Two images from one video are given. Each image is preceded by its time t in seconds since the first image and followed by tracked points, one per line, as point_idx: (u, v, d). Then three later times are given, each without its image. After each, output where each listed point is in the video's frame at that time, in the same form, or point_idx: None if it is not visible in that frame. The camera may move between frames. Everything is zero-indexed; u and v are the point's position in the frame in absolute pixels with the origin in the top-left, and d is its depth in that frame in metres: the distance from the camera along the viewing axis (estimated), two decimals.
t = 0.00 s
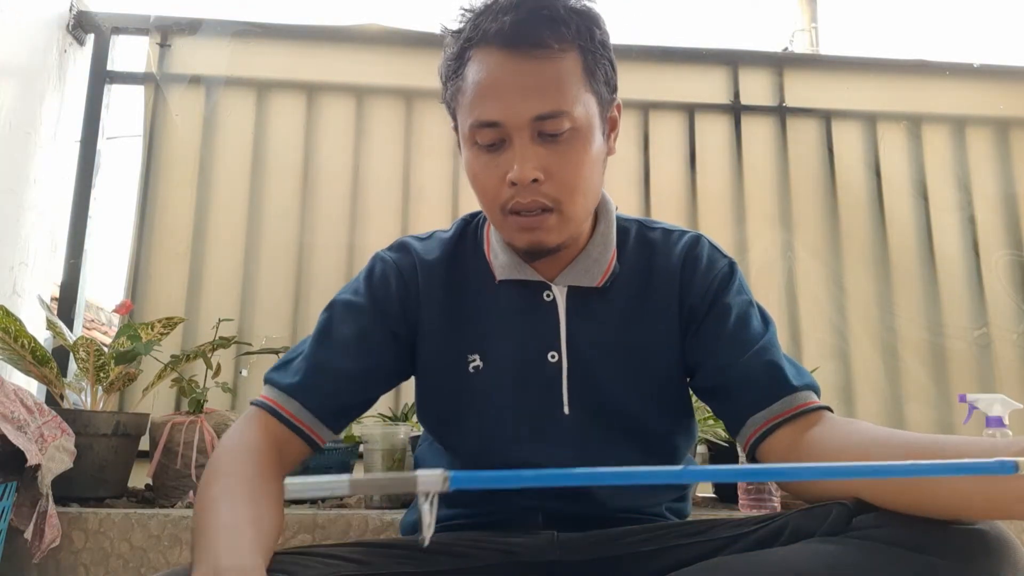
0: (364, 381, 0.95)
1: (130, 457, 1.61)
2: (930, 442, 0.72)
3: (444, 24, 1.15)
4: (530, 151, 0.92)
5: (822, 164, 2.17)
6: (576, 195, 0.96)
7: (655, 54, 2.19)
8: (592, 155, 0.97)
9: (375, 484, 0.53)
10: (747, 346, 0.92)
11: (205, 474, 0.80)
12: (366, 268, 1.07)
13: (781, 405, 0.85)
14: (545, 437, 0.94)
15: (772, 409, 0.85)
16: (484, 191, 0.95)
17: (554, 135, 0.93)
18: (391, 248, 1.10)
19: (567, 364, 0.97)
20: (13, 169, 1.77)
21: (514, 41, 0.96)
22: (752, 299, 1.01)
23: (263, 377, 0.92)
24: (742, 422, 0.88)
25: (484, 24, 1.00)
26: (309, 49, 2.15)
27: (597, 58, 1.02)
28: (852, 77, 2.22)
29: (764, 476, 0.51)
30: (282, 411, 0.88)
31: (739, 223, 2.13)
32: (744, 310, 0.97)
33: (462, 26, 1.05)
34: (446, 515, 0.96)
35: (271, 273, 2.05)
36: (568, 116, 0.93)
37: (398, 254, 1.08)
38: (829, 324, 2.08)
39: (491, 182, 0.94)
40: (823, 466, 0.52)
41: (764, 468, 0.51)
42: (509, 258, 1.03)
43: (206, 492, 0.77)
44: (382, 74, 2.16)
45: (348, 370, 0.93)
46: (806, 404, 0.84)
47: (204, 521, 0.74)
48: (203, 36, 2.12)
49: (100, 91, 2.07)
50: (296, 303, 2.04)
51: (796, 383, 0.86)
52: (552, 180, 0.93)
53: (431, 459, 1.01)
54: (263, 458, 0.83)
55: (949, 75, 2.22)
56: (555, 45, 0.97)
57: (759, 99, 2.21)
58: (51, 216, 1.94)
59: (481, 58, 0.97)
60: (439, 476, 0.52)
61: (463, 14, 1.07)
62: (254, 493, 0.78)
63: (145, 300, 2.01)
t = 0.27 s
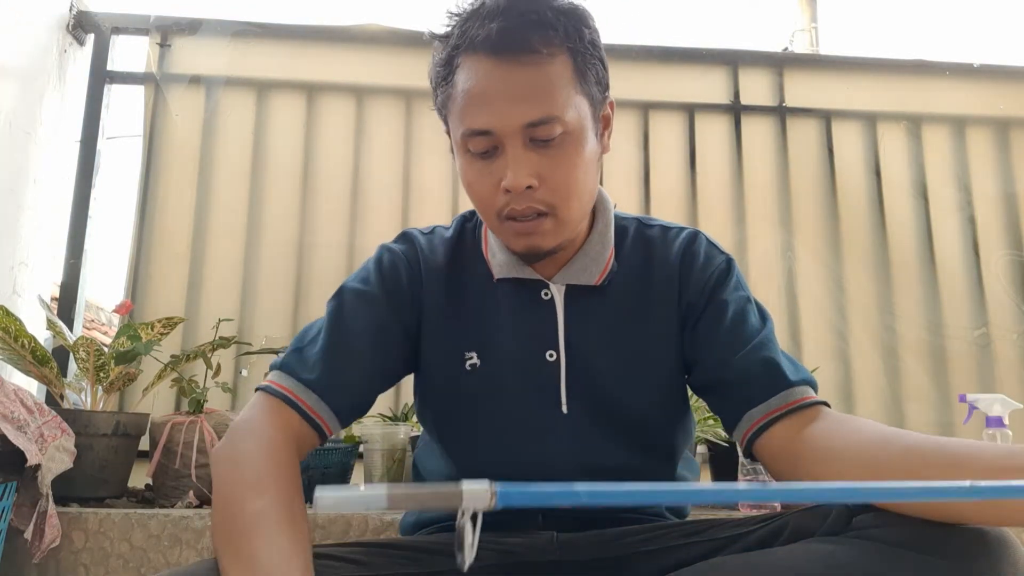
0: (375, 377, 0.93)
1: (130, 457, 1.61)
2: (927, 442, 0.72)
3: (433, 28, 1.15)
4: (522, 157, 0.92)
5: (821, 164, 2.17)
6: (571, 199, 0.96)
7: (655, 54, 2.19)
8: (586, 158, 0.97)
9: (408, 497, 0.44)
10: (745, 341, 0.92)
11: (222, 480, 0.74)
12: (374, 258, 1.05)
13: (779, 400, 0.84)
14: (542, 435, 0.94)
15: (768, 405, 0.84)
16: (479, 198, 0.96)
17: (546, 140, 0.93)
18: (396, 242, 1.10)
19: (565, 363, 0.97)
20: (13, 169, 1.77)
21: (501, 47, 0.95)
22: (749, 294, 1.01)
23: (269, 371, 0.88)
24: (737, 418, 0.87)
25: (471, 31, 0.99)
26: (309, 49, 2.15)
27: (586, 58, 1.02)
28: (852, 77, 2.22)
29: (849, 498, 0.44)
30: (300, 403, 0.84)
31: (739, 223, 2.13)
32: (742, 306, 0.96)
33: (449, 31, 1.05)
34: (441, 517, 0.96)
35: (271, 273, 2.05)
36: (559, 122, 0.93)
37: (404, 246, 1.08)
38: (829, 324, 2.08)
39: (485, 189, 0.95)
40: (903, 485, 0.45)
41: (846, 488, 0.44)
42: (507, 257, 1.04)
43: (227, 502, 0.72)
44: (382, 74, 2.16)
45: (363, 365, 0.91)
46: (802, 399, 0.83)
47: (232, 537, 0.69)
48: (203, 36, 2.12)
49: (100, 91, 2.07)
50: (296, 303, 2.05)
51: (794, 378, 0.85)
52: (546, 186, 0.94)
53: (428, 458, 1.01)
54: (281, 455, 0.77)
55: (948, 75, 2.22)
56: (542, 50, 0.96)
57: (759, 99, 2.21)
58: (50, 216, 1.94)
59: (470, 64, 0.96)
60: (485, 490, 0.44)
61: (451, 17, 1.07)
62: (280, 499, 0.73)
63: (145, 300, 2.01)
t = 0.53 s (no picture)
0: (375, 373, 0.93)
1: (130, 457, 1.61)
2: (930, 444, 0.71)
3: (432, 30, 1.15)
4: (520, 159, 0.92)
5: (821, 164, 2.17)
6: (570, 199, 0.96)
7: (655, 54, 2.19)
8: (584, 158, 0.97)
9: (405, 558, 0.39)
10: (745, 339, 0.92)
11: (222, 479, 0.73)
12: (377, 253, 1.05)
13: (778, 398, 0.84)
14: (542, 433, 0.93)
15: (767, 403, 0.84)
16: (479, 200, 0.96)
17: (543, 141, 0.93)
18: (400, 237, 1.10)
19: (565, 362, 0.97)
20: (13, 169, 1.77)
21: (496, 49, 0.95)
22: (750, 293, 1.00)
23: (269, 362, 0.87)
24: (737, 416, 0.87)
25: (467, 34, 1.00)
26: (309, 49, 2.15)
27: (583, 59, 1.02)
28: (852, 78, 2.22)
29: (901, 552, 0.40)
30: (302, 398, 0.84)
31: (739, 223, 2.13)
32: (742, 305, 0.96)
33: (447, 35, 1.05)
34: (440, 516, 0.96)
35: (271, 273, 2.05)
36: (556, 122, 0.93)
37: (408, 243, 1.09)
38: (829, 324, 2.08)
39: (484, 192, 0.95)
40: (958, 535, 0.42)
41: (898, 543, 0.40)
42: (508, 255, 1.04)
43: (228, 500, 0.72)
44: (382, 74, 2.16)
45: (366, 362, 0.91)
46: (801, 397, 0.83)
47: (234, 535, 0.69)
48: (203, 37, 2.12)
49: (99, 91, 2.07)
50: (296, 303, 2.05)
51: (793, 376, 0.85)
52: (545, 187, 0.94)
53: (428, 455, 1.01)
54: (281, 451, 0.77)
55: (948, 75, 2.22)
56: (538, 51, 0.96)
57: (759, 99, 2.21)
58: (50, 217, 1.94)
59: (466, 67, 0.97)
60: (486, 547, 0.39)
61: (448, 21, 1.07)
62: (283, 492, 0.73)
63: (145, 300, 2.01)
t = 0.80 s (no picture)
0: (371, 381, 0.94)
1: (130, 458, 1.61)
2: (930, 442, 0.71)
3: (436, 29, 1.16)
4: (528, 153, 0.92)
5: (821, 164, 2.17)
6: (576, 194, 0.97)
7: (655, 54, 2.19)
8: (590, 153, 0.97)
9: (484, 516, 0.36)
10: (745, 337, 0.92)
11: (230, 483, 0.77)
12: (367, 261, 1.06)
13: (779, 397, 0.84)
14: (543, 433, 0.94)
15: (767, 402, 0.84)
16: (485, 195, 0.96)
17: (551, 135, 0.93)
18: (393, 242, 1.11)
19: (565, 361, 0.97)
20: (13, 169, 1.77)
21: (506, 43, 0.96)
22: (750, 292, 1.00)
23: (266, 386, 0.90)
24: (737, 414, 0.87)
25: (476, 28, 1.00)
26: (309, 49, 2.15)
27: (589, 56, 1.02)
28: (852, 78, 2.22)
29: (893, 515, 0.42)
30: (293, 412, 0.86)
31: (739, 223, 2.13)
32: (743, 303, 0.96)
33: (454, 30, 1.05)
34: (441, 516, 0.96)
35: (271, 273, 2.05)
36: (564, 116, 0.93)
37: (400, 248, 1.09)
38: (829, 324, 2.08)
39: (491, 186, 0.95)
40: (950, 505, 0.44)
41: (891, 507, 0.43)
42: (508, 254, 1.04)
43: (234, 501, 0.74)
44: (382, 74, 2.16)
45: (359, 370, 0.92)
46: (801, 397, 0.83)
47: (244, 523, 0.71)
48: (203, 36, 2.12)
49: (99, 91, 2.07)
50: (296, 303, 2.05)
51: (793, 376, 0.85)
52: (552, 181, 0.94)
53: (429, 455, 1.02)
54: (284, 455, 0.80)
55: (949, 75, 2.22)
56: (547, 45, 0.96)
57: (759, 99, 2.21)
58: (50, 217, 1.94)
59: (474, 61, 0.97)
60: (566, 506, 0.36)
61: (454, 16, 1.07)
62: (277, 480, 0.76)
63: (145, 300, 2.01)
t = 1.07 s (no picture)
0: (384, 389, 0.96)
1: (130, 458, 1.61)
2: (932, 442, 0.71)
3: (428, 33, 1.17)
4: (532, 142, 0.92)
5: (821, 164, 2.17)
6: (581, 183, 0.96)
7: (654, 54, 2.19)
8: (591, 143, 0.97)
9: None
10: (743, 337, 0.92)
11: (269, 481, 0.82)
12: (363, 274, 1.08)
13: (776, 397, 0.84)
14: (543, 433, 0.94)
15: (767, 399, 0.85)
16: (491, 189, 0.95)
17: (554, 124, 0.93)
18: (388, 251, 1.12)
19: (564, 362, 0.97)
20: (13, 169, 1.77)
21: (502, 36, 0.97)
22: (748, 291, 1.01)
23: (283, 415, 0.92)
24: (736, 414, 0.87)
25: (469, 26, 1.01)
26: (309, 49, 2.15)
27: (581, 48, 1.03)
28: (852, 78, 2.22)
29: (955, 544, 0.39)
30: (316, 430, 0.87)
31: (739, 223, 2.13)
32: (741, 303, 0.96)
33: (445, 33, 1.07)
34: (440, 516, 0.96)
35: (271, 272, 2.05)
36: (565, 104, 0.93)
37: (394, 255, 1.10)
38: (829, 324, 2.08)
39: (497, 179, 0.94)
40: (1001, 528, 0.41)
41: (950, 534, 0.39)
42: (504, 255, 1.04)
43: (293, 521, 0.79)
44: (381, 74, 2.16)
45: (368, 380, 0.94)
46: (799, 397, 0.83)
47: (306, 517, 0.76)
48: (203, 36, 2.12)
49: (100, 91, 2.07)
50: (297, 303, 2.05)
51: (792, 375, 0.85)
52: (558, 170, 0.93)
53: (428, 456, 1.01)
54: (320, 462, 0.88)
55: (948, 75, 2.22)
56: (543, 36, 0.97)
57: (759, 99, 2.21)
58: (51, 217, 1.94)
59: (471, 57, 0.97)
60: (636, 561, 0.32)
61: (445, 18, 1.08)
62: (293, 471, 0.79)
63: (145, 300, 2.01)
